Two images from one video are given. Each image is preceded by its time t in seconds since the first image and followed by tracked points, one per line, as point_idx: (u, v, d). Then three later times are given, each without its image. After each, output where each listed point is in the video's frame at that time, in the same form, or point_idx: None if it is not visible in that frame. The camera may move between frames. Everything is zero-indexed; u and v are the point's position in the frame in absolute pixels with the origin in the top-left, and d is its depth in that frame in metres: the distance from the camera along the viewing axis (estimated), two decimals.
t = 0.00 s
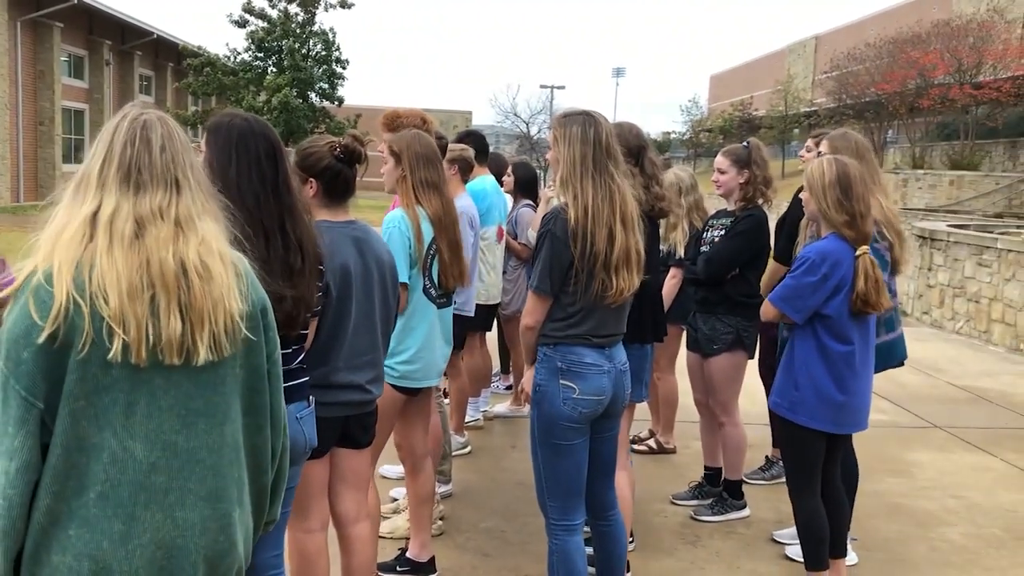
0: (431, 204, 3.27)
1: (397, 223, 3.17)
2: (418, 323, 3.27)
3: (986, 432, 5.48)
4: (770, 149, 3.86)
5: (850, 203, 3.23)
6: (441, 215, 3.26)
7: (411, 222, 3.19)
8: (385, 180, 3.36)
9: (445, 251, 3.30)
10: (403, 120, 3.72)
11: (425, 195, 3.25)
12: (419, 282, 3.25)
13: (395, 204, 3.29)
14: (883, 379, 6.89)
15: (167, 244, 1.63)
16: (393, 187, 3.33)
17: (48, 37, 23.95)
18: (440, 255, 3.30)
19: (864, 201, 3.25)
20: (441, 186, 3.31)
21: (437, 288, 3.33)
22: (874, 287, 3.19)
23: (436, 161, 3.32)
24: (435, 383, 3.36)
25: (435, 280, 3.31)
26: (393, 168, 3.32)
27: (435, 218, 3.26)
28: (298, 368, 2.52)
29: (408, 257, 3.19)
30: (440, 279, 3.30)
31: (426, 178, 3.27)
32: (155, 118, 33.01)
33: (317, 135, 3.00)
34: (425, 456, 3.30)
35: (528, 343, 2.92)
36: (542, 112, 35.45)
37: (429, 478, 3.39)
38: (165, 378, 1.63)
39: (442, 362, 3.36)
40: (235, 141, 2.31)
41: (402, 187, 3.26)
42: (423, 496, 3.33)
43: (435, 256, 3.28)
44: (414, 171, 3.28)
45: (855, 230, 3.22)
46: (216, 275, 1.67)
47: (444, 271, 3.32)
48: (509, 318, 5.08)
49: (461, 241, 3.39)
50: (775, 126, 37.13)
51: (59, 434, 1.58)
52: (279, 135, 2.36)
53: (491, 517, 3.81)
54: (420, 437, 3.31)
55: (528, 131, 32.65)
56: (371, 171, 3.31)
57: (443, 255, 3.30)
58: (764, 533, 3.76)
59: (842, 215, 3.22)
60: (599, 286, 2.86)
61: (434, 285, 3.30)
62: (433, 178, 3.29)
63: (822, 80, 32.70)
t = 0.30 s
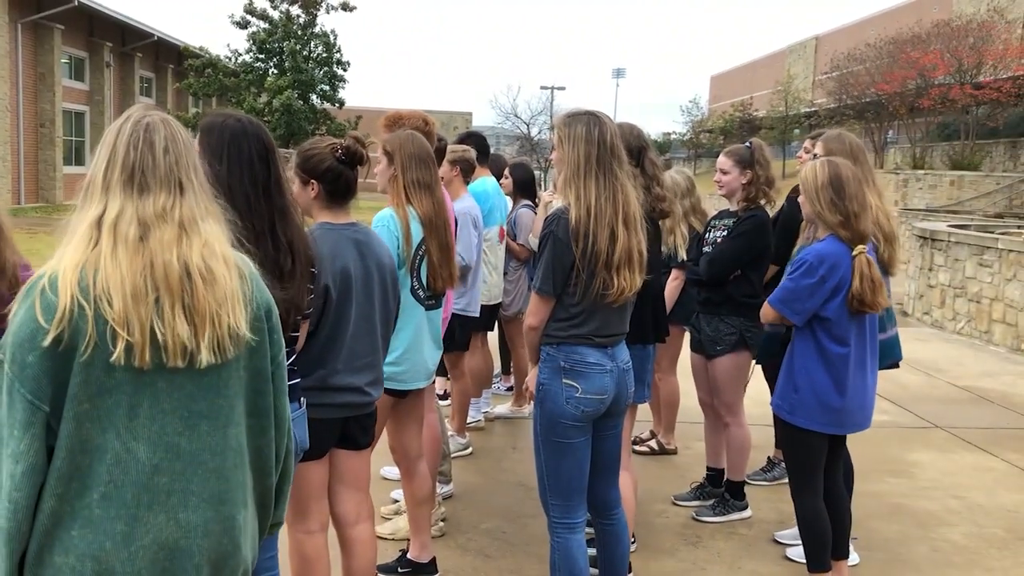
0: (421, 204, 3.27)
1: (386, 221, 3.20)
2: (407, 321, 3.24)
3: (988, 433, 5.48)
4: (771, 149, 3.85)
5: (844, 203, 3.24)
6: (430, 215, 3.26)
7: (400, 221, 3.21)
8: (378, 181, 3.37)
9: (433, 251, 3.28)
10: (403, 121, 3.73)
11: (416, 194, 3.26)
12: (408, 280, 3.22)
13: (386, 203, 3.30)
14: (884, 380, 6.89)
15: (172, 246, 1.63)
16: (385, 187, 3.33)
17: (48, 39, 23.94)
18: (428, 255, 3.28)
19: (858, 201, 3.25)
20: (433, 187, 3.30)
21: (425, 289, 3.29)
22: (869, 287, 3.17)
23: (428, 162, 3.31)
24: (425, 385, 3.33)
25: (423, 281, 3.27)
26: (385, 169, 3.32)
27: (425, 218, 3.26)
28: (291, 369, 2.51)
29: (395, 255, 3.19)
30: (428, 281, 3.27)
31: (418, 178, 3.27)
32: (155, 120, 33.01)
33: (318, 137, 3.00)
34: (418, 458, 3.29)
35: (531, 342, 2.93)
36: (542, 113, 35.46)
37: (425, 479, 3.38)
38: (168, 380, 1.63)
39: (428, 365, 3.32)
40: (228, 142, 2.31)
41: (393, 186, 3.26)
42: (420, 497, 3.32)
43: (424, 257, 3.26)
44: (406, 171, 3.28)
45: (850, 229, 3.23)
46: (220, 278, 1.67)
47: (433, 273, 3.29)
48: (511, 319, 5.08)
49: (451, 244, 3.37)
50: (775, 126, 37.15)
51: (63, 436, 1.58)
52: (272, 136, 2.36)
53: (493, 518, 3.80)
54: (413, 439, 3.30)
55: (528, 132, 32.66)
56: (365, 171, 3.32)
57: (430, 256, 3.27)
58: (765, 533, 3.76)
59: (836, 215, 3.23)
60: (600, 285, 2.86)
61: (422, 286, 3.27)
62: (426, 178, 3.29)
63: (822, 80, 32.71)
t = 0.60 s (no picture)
0: (421, 205, 3.27)
1: (385, 221, 3.22)
2: (405, 325, 3.24)
3: (996, 434, 5.46)
4: (778, 150, 3.85)
5: (848, 203, 3.23)
6: (430, 216, 3.26)
7: (399, 221, 3.22)
8: (380, 181, 3.38)
9: (432, 253, 3.28)
10: (413, 123, 3.73)
11: (415, 195, 3.26)
12: (406, 282, 3.22)
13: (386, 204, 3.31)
14: (891, 381, 6.87)
15: (169, 246, 1.63)
16: (386, 188, 3.34)
17: (55, 41, 24.00)
18: (427, 257, 3.27)
19: (862, 200, 3.24)
20: (434, 187, 3.30)
21: (424, 291, 3.28)
22: (871, 287, 3.14)
23: (428, 163, 3.31)
24: (424, 387, 3.31)
25: (422, 282, 3.27)
26: (386, 169, 3.33)
27: (424, 219, 3.26)
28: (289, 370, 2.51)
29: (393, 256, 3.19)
30: (427, 282, 3.26)
31: (418, 178, 3.27)
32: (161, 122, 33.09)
33: (323, 139, 3.00)
34: (418, 459, 3.28)
35: (538, 343, 2.92)
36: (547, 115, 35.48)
37: (426, 480, 3.37)
38: (163, 381, 1.63)
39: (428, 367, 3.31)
40: (223, 142, 2.31)
41: (393, 186, 3.27)
42: (421, 498, 3.32)
43: (422, 258, 3.26)
44: (406, 171, 3.28)
45: (852, 228, 3.22)
46: (217, 278, 1.66)
47: (431, 274, 3.28)
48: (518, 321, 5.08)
49: (452, 245, 3.37)
50: (780, 128, 37.12)
51: (56, 436, 1.59)
52: (266, 136, 2.36)
53: (499, 520, 3.80)
54: (413, 440, 3.29)
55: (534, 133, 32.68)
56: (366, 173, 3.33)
57: (429, 257, 3.27)
58: (772, 534, 3.75)
59: (840, 214, 3.22)
60: (611, 287, 2.86)
61: (421, 287, 3.27)
62: (426, 179, 3.29)
63: (827, 82, 32.67)
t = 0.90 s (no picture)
0: (434, 207, 3.27)
1: (399, 224, 3.21)
2: (418, 327, 3.24)
3: (1009, 437, 5.43)
4: (788, 152, 3.85)
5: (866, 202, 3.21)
6: (443, 218, 3.26)
7: (412, 224, 3.22)
8: (391, 184, 3.38)
9: (446, 255, 3.28)
10: (422, 125, 3.73)
11: (428, 197, 3.26)
12: (419, 284, 3.22)
13: (399, 206, 3.31)
14: (903, 384, 6.84)
15: (169, 249, 1.63)
16: (398, 191, 3.34)
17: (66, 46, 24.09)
18: (441, 259, 3.28)
19: (879, 201, 3.24)
20: (445, 190, 3.30)
21: (437, 293, 3.28)
22: (883, 286, 3.13)
23: (441, 165, 3.31)
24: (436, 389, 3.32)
25: (436, 285, 3.27)
26: (399, 172, 3.33)
27: (437, 222, 3.26)
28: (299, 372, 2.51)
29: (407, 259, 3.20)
30: (440, 284, 3.26)
31: (430, 181, 3.27)
32: (171, 125, 33.20)
33: (333, 142, 3.01)
34: (431, 462, 3.29)
35: (550, 345, 2.90)
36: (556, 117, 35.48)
37: (439, 483, 3.37)
38: (164, 385, 1.63)
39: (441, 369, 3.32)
40: (225, 145, 2.32)
41: (406, 189, 3.27)
42: (433, 500, 3.31)
43: (436, 261, 3.26)
44: (419, 174, 3.28)
45: (867, 227, 3.21)
46: (218, 282, 1.66)
47: (444, 276, 3.28)
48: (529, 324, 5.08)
49: (464, 248, 3.37)
50: (789, 130, 37.05)
51: (56, 442, 1.59)
52: (269, 139, 2.37)
53: (510, 522, 3.79)
54: (426, 443, 3.29)
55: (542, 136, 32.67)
56: (378, 176, 3.33)
57: (443, 259, 3.27)
58: (784, 538, 3.73)
59: (857, 212, 3.21)
60: (625, 289, 2.86)
61: (434, 289, 3.27)
62: (438, 182, 3.29)
63: (836, 84, 32.59)
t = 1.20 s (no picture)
0: (457, 211, 3.27)
1: (424, 229, 3.18)
2: (443, 331, 3.25)
3: None
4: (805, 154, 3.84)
5: (889, 204, 3.21)
6: (467, 222, 3.27)
7: (437, 229, 3.20)
8: (412, 189, 3.38)
9: (470, 259, 3.28)
10: (438, 129, 3.74)
11: (451, 202, 3.26)
12: (443, 289, 3.23)
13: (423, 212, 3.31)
14: (921, 387, 6.80)
15: (182, 256, 1.64)
16: (420, 196, 3.35)
17: (83, 51, 24.29)
18: (465, 263, 3.28)
19: (903, 202, 3.22)
20: (467, 194, 3.31)
21: (462, 296, 3.30)
22: (911, 287, 3.10)
23: (462, 170, 3.32)
24: (461, 391, 3.33)
25: (460, 288, 3.28)
26: (420, 177, 3.33)
27: (461, 226, 3.26)
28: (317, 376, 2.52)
29: (432, 264, 3.19)
30: (464, 287, 3.27)
31: (452, 185, 3.28)
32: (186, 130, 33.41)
33: (349, 147, 3.03)
34: (451, 465, 3.29)
35: (564, 349, 2.88)
36: (569, 121, 35.50)
37: (460, 487, 3.37)
38: (176, 392, 1.63)
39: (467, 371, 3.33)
40: (237, 151, 2.33)
41: (429, 194, 3.27)
42: (453, 504, 3.31)
43: (460, 264, 3.27)
44: (440, 178, 3.29)
45: (891, 229, 3.19)
46: (230, 288, 1.67)
47: (468, 279, 3.29)
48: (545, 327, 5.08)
49: (488, 251, 3.38)
50: (802, 132, 36.93)
51: (70, 449, 1.60)
52: (281, 145, 2.38)
53: (526, 525, 3.79)
54: (447, 446, 3.30)
55: (556, 139, 32.69)
56: (399, 179, 3.33)
57: (467, 263, 3.28)
58: (801, 542, 3.71)
59: (881, 214, 3.20)
60: (644, 293, 2.86)
61: (459, 293, 3.28)
62: (459, 186, 3.30)
63: (850, 86, 32.48)
